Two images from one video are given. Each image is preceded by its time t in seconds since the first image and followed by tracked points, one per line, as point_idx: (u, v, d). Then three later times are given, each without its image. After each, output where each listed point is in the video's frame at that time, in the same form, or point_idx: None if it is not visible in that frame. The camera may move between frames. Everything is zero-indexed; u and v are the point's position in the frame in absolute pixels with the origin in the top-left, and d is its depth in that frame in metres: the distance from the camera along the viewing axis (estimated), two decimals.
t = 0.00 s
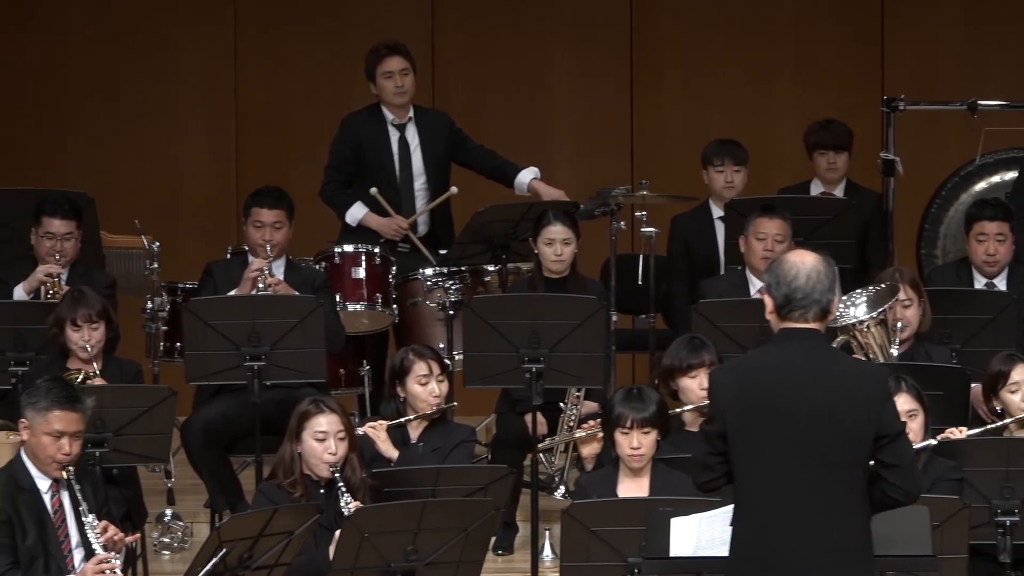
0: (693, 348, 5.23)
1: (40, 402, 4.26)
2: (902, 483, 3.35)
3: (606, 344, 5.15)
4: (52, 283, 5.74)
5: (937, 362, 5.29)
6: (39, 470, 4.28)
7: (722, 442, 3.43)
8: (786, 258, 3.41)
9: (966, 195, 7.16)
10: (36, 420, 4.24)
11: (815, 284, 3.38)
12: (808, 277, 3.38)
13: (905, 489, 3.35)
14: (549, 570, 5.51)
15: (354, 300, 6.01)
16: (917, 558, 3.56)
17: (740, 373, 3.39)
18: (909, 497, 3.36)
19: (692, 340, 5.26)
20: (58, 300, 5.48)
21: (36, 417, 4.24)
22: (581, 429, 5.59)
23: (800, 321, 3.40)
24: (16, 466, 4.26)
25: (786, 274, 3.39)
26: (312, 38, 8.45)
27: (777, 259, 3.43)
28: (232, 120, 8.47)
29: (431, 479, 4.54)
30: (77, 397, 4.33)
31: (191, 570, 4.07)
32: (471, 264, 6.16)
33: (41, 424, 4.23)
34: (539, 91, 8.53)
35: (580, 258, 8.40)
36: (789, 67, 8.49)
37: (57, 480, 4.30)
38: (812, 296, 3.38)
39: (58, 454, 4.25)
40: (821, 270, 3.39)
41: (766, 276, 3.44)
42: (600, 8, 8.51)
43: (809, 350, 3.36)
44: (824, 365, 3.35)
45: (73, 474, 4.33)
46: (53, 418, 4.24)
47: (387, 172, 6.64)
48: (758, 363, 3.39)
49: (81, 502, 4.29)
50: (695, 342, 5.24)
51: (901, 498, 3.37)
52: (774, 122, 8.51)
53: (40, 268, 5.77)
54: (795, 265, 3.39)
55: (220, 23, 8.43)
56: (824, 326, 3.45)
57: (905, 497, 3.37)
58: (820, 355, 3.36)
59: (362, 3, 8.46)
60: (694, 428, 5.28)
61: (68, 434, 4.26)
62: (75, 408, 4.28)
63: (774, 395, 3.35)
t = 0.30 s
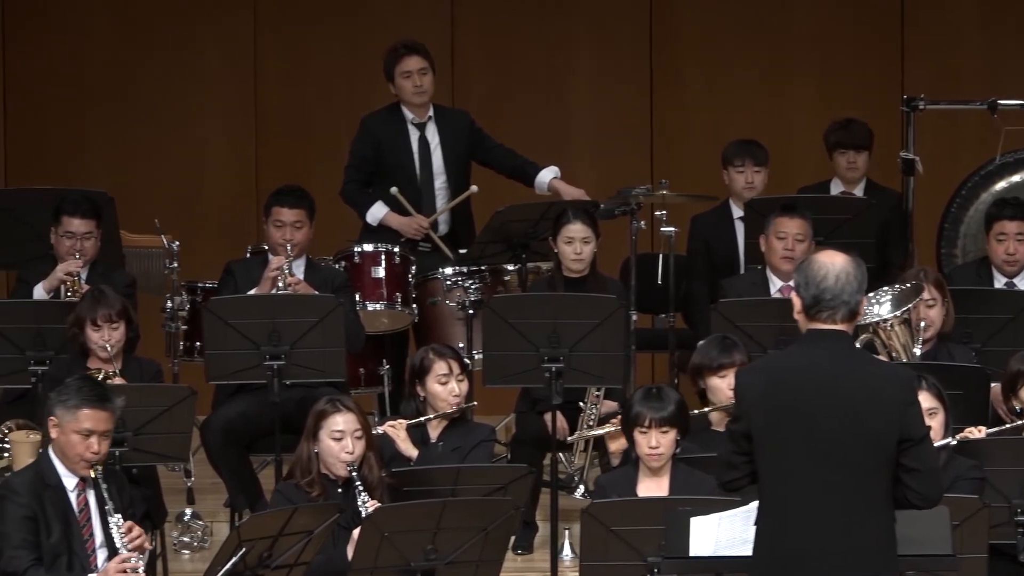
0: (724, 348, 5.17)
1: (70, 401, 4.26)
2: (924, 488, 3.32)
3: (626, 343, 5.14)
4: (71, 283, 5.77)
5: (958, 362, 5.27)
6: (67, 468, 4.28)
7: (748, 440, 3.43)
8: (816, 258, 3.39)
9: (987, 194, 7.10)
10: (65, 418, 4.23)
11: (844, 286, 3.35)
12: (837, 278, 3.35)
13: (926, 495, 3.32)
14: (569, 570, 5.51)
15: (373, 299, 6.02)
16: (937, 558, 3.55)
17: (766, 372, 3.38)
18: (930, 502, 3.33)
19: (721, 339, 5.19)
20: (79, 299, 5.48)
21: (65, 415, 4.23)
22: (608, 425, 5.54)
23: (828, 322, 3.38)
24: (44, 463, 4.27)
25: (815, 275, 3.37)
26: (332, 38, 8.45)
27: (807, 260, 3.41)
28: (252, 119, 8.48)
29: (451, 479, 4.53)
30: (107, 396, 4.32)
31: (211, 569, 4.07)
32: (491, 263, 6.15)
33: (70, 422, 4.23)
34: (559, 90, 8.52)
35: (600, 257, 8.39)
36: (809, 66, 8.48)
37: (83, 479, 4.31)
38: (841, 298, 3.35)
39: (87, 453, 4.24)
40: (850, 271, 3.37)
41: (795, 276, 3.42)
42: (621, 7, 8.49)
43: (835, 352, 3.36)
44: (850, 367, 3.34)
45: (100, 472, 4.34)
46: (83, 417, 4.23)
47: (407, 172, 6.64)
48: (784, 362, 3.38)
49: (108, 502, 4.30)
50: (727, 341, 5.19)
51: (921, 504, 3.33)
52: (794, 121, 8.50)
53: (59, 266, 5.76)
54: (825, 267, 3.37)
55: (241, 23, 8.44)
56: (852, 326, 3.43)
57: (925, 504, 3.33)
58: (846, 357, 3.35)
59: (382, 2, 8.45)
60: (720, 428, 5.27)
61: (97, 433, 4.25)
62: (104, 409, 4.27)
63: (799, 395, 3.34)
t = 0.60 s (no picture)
0: (749, 348, 5.16)
1: (100, 403, 4.25)
2: (947, 491, 3.29)
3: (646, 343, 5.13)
4: (92, 283, 5.78)
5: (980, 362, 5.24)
6: (93, 469, 4.30)
7: (771, 441, 3.41)
8: (842, 259, 3.37)
9: (1007, 193, 7.07)
10: (95, 420, 4.23)
11: (871, 287, 3.34)
12: (864, 280, 3.33)
13: (950, 498, 3.29)
14: (589, 570, 5.51)
15: (393, 299, 6.01)
16: (956, 558, 3.53)
17: (790, 373, 3.37)
18: (955, 505, 3.30)
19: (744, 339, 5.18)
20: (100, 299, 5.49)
21: (94, 417, 4.24)
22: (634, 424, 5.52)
23: (854, 323, 3.36)
24: (69, 463, 4.29)
25: (842, 276, 3.35)
26: (352, 38, 8.46)
27: (834, 260, 3.39)
28: (273, 120, 8.49)
29: (471, 479, 4.53)
30: (136, 399, 4.32)
31: (232, 568, 4.08)
32: (510, 263, 6.12)
33: (99, 424, 4.23)
34: (579, 90, 8.51)
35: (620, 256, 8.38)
36: (829, 66, 8.47)
37: (108, 480, 4.33)
38: (867, 299, 3.34)
39: (115, 455, 4.26)
40: (877, 272, 3.35)
41: (821, 277, 3.40)
42: (641, 7, 8.48)
43: (857, 352, 3.34)
44: (874, 368, 3.32)
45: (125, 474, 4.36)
46: (111, 419, 4.24)
47: (427, 172, 6.64)
48: (809, 363, 3.37)
49: (132, 504, 4.33)
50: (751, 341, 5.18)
51: (946, 507, 3.31)
52: (815, 121, 8.49)
53: (80, 267, 5.78)
54: (852, 269, 3.35)
55: (262, 24, 8.45)
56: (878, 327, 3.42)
57: (949, 507, 3.31)
58: (870, 358, 3.33)
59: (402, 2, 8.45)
60: (745, 428, 5.24)
61: (125, 435, 4.26)
62: (135, 412, 4.28)
63: (823, 396, 3.32)
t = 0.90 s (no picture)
0: (768, 348, 5.15)
1: (125, 405, 4.27)
2: (980, 489, 3.28)
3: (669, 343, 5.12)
4: (114, 283, 5.79)
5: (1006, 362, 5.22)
6: (115, 470, 4.31)
7: (794, 441, 3.40)
8: (867, 259, 3.37)
9: None
10: (118, 422, 4.25)
11: (895, 287, 3.33)
12: (888, 280, 3.33)
13: (984, 496, 3.29)
14: (612, 570, 5.51)
15: (415, 299, 6.02)
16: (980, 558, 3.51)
17: (813, 374, 3.36)
18: (989, 503, 3.30)
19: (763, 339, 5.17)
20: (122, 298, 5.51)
21: (118, 419, 4.25)
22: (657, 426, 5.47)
23: (878, 323, 3.35)
24: (92, 463, 4.30)
25: (866, 276, 3.34)
26: (374, 39, 8.46)
27: (859, 260, 3.39)
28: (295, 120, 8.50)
29: (493, 479, 4.53)
30: (160, 402, 4.33)
31: (253, 568, 4.09)
32: (533, 263, 6.15)
33: (123, 426, 4.25)
34: (601, 90, 8.50)
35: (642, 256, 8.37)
36: (852, 65, 8.45)
37: (130, 481, 4.34)
38: (891, 299, 3.33)
39: (138, 458, 4.26)
40: (901, 272, 3.34)
41: (846, 277, 3.39)
42: (663, 6, 8.46)
43: (882, 352, 3.33)
44: (898, 368, 3.31)
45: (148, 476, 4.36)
46: (135, 422, 4.25)
47: (448, 172, 6.64)
48: (832, 364, 3.35)
49: (154, 506, 4.33)
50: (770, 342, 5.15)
51: (980, 505, 3.30)
52: (837, 121, 8.46)
53: (102, 267, 5.80)
54: (877, 268, 3.34)
55: (284, 24, 8.46)
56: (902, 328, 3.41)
57: (983, 505, 3.30)
58: (894, 358, 3.32)
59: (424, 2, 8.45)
60: (766, 428, 5.26)
61: (149, 438, 4.26)
62: (159, 415, 4.30)
63: (847, 397, 3.31)
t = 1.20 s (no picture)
0: (778, 348, 5.20)
1: (142, 405, 4.27)
2: (993, 490, 3.33)
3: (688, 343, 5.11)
4: (134, 283, 5.82)
5: None
6: (133, 470, 4.32)
7: (813, 440, 3.38)
8: (886, 258, 3.36)
9: None
10: (136, 423, 4.25)
11: (914, 288, 3.32)
12: (907, 280, 3.32)
13: (997, 496, 3.33)
14: (631, 570, 5.50)
15: (435, 298, 6.02)
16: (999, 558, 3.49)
17: (833, 374, 3.34)
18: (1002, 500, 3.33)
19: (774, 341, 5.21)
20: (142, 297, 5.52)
21: (135, 420, 4.25)
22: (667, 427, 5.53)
23: (896, 323, 3.34)
24: (109, 462, 4.32)
25: (885, 276, 3.33)
26: (394, 39, 8.47)
27: (877, 260, 3.38)
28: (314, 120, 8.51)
29: (512, 478, 4.52)
30: (178, 402, 4.33)
31: (272, 568, 4.09)
32: (552, 263, 6.13)
33: (141, 427, 4.24)
34: (620, 89, 8.48)
35: (661, 256, 8.36)
36: (872, 64, 8.42)
37: (149, 481, 4.35)
38: (910, 300, 3.32)
39: (155, 458, 4.27)
40: (920, 273, 3.33)
41: (865, 277, 3.39)
42: (683, 5, 8.45)
43: (902, 352, 3.32)
44: (918, 370, 3.30)
45: (166, 476, 4.36)
46: (153, 422, 4.25)
47: (467, 172, 6.65)
48: (852, 364, 3.34)
49: (171, 505, 4.33)
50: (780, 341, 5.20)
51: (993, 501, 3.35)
52: (857, 120, 8.44)
53: (121, 267, 5.82)
54: (895, 268, 3.33)
55: (304, 24, 8.47)
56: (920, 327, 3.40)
57: (997, 501, 3.35)
58: (913, 359, 3.31)
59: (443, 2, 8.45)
60: (778, 428, 5.24)
61: (166, 438, 4.27)
62: (176, 415, 4.29)
63: (867, 397, 3.30)
